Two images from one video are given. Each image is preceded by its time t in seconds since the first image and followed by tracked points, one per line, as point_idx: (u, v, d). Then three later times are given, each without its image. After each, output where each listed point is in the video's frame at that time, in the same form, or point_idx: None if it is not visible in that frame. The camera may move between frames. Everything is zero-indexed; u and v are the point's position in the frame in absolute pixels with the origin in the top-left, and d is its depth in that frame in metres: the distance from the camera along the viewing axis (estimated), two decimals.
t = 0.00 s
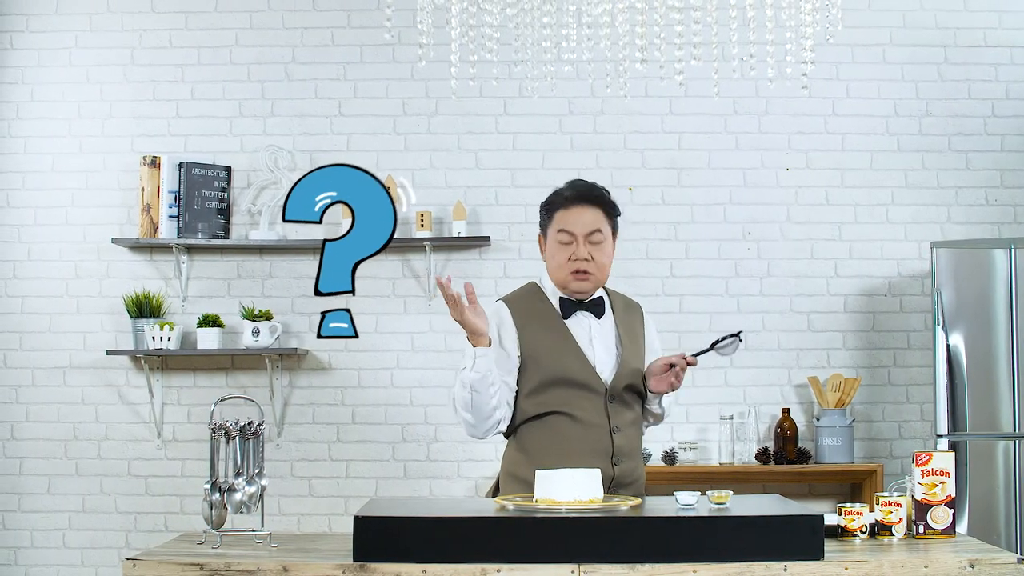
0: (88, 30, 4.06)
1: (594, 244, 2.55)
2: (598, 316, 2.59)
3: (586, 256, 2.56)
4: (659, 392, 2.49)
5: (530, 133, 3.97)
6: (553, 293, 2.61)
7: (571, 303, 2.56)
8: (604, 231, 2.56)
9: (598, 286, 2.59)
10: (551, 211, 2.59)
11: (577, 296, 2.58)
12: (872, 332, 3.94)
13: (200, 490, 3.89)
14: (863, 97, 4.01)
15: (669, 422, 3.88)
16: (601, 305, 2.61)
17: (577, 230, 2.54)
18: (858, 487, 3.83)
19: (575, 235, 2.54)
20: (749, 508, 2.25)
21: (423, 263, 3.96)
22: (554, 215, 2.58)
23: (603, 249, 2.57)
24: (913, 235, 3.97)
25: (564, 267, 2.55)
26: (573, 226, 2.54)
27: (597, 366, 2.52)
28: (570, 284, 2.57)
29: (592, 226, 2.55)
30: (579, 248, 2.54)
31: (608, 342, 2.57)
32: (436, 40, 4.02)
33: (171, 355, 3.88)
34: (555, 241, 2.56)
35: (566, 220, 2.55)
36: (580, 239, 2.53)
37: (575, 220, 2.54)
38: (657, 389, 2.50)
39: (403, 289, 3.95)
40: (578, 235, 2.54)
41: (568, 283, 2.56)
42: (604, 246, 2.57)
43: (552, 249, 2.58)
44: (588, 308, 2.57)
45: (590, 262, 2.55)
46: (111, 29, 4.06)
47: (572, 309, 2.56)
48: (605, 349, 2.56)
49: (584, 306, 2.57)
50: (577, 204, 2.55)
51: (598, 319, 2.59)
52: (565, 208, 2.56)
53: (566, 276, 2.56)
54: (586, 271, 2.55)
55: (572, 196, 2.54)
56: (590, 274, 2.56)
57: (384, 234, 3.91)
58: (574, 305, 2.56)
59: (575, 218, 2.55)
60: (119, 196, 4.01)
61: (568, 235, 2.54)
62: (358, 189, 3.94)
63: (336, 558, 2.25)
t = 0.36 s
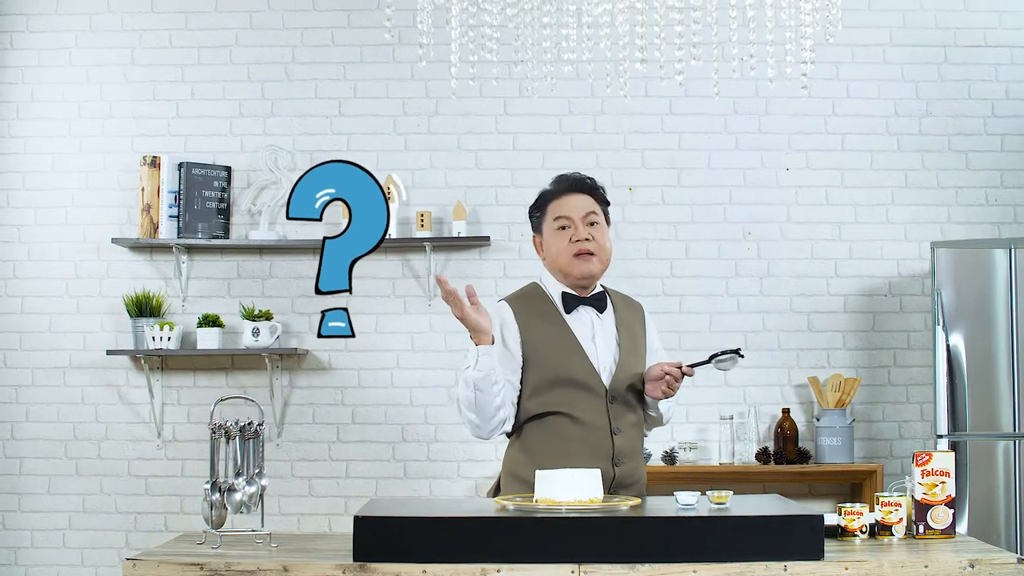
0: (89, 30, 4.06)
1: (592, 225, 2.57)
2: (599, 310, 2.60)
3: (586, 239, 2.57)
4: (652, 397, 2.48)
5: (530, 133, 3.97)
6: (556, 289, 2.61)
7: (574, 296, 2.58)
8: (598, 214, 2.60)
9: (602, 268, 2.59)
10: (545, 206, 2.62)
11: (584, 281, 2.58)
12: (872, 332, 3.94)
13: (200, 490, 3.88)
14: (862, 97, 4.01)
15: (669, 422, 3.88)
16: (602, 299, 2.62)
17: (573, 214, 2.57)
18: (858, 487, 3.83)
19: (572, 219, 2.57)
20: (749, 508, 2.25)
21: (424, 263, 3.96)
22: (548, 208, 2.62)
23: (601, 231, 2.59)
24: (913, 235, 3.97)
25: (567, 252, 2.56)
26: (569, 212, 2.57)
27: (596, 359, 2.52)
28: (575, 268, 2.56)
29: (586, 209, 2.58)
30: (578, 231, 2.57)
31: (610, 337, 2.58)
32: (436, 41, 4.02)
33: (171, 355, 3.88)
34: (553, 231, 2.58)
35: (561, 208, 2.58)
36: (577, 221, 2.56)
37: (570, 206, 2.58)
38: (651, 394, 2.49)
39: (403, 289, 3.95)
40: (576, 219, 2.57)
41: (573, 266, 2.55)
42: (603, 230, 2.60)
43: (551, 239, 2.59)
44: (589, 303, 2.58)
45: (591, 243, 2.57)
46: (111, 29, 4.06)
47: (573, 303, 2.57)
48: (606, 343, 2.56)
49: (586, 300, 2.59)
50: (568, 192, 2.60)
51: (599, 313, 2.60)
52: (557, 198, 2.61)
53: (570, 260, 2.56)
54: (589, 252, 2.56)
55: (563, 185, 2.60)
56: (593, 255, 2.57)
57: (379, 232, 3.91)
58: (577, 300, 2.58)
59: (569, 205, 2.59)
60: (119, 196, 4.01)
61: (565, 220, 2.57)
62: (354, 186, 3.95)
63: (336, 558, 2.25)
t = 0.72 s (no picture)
0: (89, 30, 4.06)
1: (593, 225, 2.57)
2: (599, 310, 2.60)
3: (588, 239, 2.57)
4: (652, 398, 2.48)
5: (530, 133, 3.97)
6: (557, 290, 2.61)
7: (574, 296, 2.58)
8: (599, 214, 2.60)
9: (605, 267, 2.58)
10: (545, 207, 2.62)
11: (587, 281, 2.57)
12: (872, 332, 3.94)
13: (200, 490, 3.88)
14: (862, 97, 4.01)
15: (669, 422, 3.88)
16: (603, 299, 2.62)
17: (574, 215, 2.57)
18: (858, 487, 3.83)
19: (573, 219, 2.56)
20: (749, 508, 2.25)
21: (423, 263, 3.96)
22: (548, 210, 2.61)
23: (602, 231, 2.59)
24: (913, 236, 3.97)
25: (568, 253, 2.56)
26: (569, 212, 2.57)
27: (597, 360, 2.52)
28: (577, 268, 2.55)
29: (587, 209, 2.58)
30: (579, 231, 2.56)
31: (610, 337, 2.58)
32: (435, 41, 4.02)
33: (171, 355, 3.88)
34: (554, 232, 2.58)
35: (561, 208, 2.58)
36: (578, 221, 2.55)
37: (570, 206, 2.58)
38: (652, 394, 2.49)
39: (403, 289, 3.95)
40: (576, 219, 2.56)
41: (575, 267, 2.55)
42: (603, 230, 2.60)
43: (552, 241, 2.59)
44: (589, 304, 2.58)
45: (592, 243, 2.56)
46: (111, 29, 4.06)
47: (573, 304, 2.57)
48: (606, 343, 2.56)
49: (586, 300, 2.58)
50: (568, 193, 2.60)
51: (599, 313, 2.60)
52: (557, 199, 2.60)
53: (572, 261, 2.56)
54: (590, 252, 2.56)
55: (563, 186, 2.59)
56: (594, 255, 2.56)
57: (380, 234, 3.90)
58: (577, 300, 2.58)
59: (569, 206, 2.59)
60: (119, 196, 4.01)
61: (566, 221, 2.56)
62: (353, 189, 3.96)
63: (336, 558, 2.25)
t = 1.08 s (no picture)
0: (88, 30, 4.06)
1: (595, 228, 2.54)
2: (600, 311, 2.59)
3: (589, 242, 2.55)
4: (652, 398, 2.49)
5: (530, 133, 3.97)
6: (557, 291, 2.60)
7: (575, 297, 2.57)
8: (600, 215, 2.57)
9: (606, 270, 2.57)
10: (546, 208, 2.59)
11: (589, 284, 2.56)
12: (872, 332, 3.94)
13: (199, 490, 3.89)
14: (862, 96, 4.01)
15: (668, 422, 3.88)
16: (604, 300, 2.61)
17: (575, 218, 2.54)
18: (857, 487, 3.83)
19: (575, 222, 2.54)
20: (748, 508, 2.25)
21: (423, 263, 3.96)
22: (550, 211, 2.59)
23: (604, 233, 2.56)
24: (913, 236, 3.97)
25: (569, 257, 2.54)
26: (571, 215, 2.54)
27: (597, 362, 2.52)
28: (578, 272, 2.54)
29: (589, 212, 2.55)
30: (580, 234, 2.54)
31: (610, 338, 2.57)
32: (434, 40, 4.02)
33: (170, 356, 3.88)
34: (555, 234, 2.56)
35: (563, 211, 2.55)
36: (580, 225, 2.53)
37: (572, 209, 2.55)
38: (652, 394, 2.49)
39: (403, 289, 3.95)
40: (577, 222, 2.54)
41: (576, 271, 2.54)
42: (605, 232, 2.57)
43: (553, 243, 2.57)
44: (590, 304, 2.57)
45: (594, 246, 2.54)
46: (111, 29, 4.06)
47: (574, 304, 2.56)
48: (607, 345, 2.56)
49: (587, 301, 2.57)
50: (569, 195, 2.57)
51: (600, 314, 2.59)
52: (558, 201, 2.57)
53: (572, 264, 2.54)
54: (591, 255, 2.54)
55: (564, 188, 2.56)
56: (595, 258, 2.55)
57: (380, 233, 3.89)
58: (577, 301, 2.57)
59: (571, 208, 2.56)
60: (118, 196, 4.01)
61: (567, 224, 2.54)
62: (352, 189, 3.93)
63: (335, 558, 2.25)
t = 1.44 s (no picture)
0: (87, 30, 4.06)
1: (595, 244, 2.48)
2: (599, 313, 2.59)
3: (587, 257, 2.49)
4: (652, 398, 2.49)
5: (528, 133, 3.97)
6: (554, 293, 2.59)
7: (572, 300, 2.56)
8: (605, 231, 2.49)
9: (598, 286, 2.53)
10: (553, 210, 2.52)
11: (576, 295, 2.55)
12: (870, 332, 3.94)
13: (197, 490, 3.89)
14: (860, 96, 4.01)
15: (666, 422, 3.88)
16: (603, 302, 2.61)
17: (578, 230, 2.47)
18: (855, 487, 3.83)
19: (577, 235, 2.47)
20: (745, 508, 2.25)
21: (421, 263, 3.96)
22: (555, 214, 2.51)
23: (604, 248, 2.50)
24: (911, 236, 3.97)
25: (564, 268, 2.49)
26: (575, 226, 2.47)
27: (597, 364, 2.52)
28: (570, 283, 2.51)
29: (594, 226, 2.47)
30: (580, 248, 2.48)
31: (609, 338, 2.58)
32: (432, 40, 4.02)
33: (168, 355, 3.88)
34: (556, 240, 2.49)
35: (568, 219, 2.48)
36: (581, 239, 2.46)
37: (576, 219, 2.47)
38: (651, 394, 2.50)
39: (401, 288, 3.95)
40: (579, 235, 2.47)
41: (568, 283, 2.50)
42: (606, 247, 2.50)
43: (552, 248, 2.51)
44: (588, 306, 2.57)
45: (591, 262, 2.49)
46: (110, 29, 4.06)
47: (572, 307, 2.56)
48: (606, 346, 2.56)
49: (584, 304, 2.57)
50: (578, 203, 2.48)
51: (599, 316, 2.59)
52: (566, 207, 2.49)
53: (564, 276, 2.50)
54: (585, 271, 2.49)
55: (574, 196, 2.47)
56: (589, 275, 2.50)
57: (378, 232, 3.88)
58: (575, 304, 2.56)
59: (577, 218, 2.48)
60: (117, 196, 4.01)
61: (569, 234, 2.47)
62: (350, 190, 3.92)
63: (332, 558, 2.25)
